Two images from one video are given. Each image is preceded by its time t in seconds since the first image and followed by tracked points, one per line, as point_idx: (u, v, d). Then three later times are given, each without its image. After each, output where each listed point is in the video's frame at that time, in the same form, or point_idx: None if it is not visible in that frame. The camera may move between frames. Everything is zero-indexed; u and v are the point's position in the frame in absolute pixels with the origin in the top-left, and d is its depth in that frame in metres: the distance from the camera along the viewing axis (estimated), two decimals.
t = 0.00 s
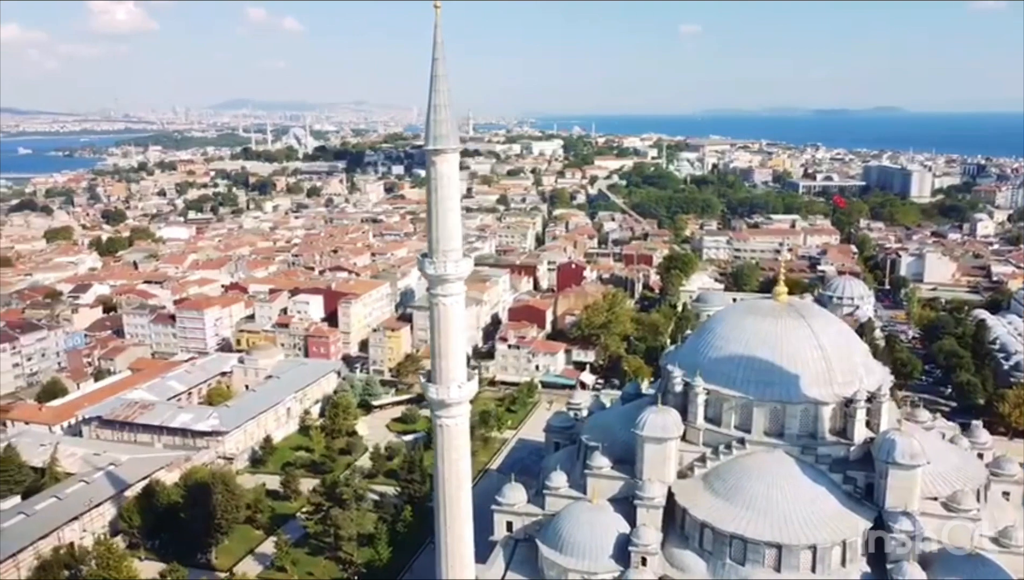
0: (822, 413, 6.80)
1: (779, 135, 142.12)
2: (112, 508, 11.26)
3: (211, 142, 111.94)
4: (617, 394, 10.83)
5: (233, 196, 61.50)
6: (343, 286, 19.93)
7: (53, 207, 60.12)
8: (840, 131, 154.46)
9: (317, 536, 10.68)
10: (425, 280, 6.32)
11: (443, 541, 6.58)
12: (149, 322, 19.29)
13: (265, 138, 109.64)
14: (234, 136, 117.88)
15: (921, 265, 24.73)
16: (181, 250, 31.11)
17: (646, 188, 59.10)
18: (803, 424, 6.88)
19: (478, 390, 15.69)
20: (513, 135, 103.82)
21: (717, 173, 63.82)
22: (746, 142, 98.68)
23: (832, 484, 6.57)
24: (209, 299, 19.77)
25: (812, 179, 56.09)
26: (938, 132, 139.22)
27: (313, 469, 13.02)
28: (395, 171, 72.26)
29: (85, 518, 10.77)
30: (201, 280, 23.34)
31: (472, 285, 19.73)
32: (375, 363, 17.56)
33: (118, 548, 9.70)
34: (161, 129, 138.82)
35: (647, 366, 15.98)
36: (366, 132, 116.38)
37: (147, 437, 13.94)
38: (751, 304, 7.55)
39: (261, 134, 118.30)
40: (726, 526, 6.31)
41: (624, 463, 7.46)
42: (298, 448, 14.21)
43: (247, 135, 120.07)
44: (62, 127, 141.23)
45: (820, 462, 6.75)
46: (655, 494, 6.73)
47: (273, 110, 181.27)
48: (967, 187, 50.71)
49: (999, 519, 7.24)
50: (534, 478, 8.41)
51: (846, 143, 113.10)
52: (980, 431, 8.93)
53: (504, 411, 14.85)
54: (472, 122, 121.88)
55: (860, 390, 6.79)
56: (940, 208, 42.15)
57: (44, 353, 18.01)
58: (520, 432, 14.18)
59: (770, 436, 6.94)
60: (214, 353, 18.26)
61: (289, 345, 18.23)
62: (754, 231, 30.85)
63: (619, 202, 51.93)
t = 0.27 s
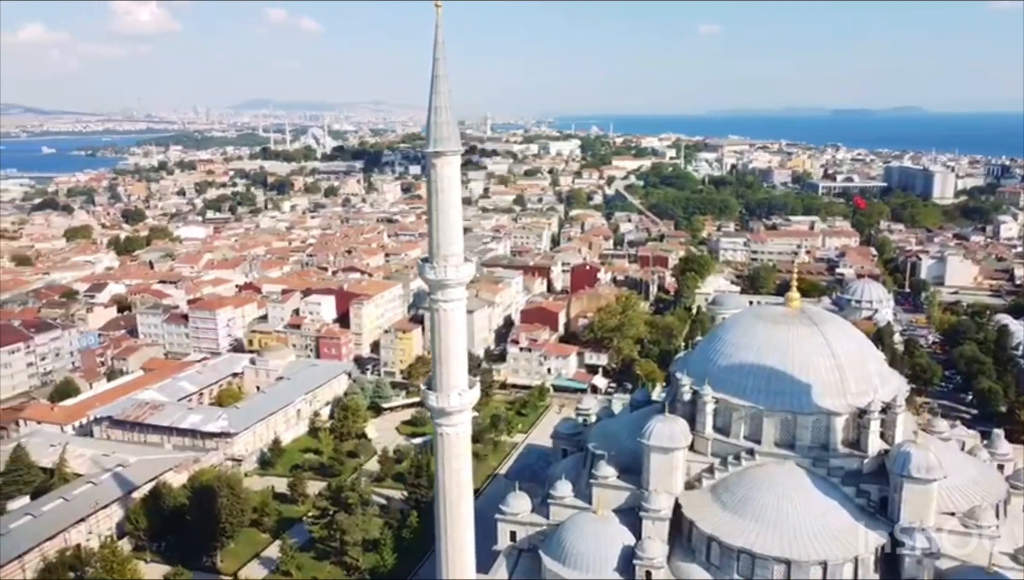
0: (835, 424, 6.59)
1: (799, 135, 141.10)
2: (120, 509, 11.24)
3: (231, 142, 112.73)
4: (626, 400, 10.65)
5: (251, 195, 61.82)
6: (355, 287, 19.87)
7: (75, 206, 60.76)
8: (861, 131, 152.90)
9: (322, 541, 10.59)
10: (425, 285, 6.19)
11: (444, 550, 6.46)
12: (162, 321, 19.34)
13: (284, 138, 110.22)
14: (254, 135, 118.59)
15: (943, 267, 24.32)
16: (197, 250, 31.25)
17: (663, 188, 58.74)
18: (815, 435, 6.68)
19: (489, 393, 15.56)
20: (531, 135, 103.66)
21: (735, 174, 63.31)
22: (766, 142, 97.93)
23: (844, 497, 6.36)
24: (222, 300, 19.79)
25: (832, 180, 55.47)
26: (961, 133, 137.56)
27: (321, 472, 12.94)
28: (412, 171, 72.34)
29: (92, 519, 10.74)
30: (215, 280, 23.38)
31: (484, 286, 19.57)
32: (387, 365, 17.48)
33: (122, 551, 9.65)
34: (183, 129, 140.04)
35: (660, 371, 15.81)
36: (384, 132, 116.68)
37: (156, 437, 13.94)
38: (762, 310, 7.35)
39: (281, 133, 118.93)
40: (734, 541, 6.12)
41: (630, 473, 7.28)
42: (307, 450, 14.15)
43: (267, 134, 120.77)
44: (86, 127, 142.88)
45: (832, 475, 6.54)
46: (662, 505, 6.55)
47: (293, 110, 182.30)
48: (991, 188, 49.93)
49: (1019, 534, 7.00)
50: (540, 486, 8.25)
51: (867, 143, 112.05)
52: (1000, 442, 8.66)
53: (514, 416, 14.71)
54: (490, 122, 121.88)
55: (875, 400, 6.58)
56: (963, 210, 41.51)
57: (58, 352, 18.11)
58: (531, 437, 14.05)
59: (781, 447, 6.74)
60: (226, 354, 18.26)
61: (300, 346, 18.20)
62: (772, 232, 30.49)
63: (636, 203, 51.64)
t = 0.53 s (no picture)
0: (847, 437, 6.40)
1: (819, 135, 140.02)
2: (127, 510, 11.20)
3: (250, 141, 113.48)
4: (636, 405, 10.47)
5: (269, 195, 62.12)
6: (367, 288, 19.81)
7: (96, 205, 61.35)
8: (883, 131, 151.32)
9: (327, 546, 10.50)
10: (425, 291, 6.06)
11: (444, 561, 6.32)
12: (175, 321, 19.38)
13: (302, 138, 110.77)
14: (273, 135, 119.28)
15: (964, 271, 23.88)
16: (213, 249, 31.38)
17: (681, 189, 58.36)
18: (826, 447, 6.49)
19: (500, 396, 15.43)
20: (549, 135, 103.42)
21: (754, 175, 62.78)
22: (786, 142, 97.14)
23: (856, 512, 6.16)
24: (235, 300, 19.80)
25: (852, 181, 54.83)
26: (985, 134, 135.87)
27: (328, 475, 12.86)
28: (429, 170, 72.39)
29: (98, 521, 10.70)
30: (229, 280, 23.42)
31: (497, 287, 19.43)
32: (398, 367, 17.41)
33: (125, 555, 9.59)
34: (203, 128, 141.08)
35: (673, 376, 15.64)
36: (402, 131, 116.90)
37: (166, 438, 13.93)
38: (773, 318, 7.19)
39: (300, 133, 119.41)
40: (742, 556, 5.93)
41: (637, 483, 7.11)
42: (316, 453, 14.08)
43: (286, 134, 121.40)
44: (108, 126, 144.41)
45: (844, 489, 6.34)
46: (667, 518, 6.37)
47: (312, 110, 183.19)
48: (1016, 190, 49.13)
49: None
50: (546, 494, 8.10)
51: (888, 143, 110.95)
52: (1020, 454, 8.40)
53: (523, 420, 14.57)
54: (508, 122, 121.83)
55: (889, 412, 6.38)
56: (986, 212, 40.85)
57: (72, 351, 18.21)
58: (541, 441, 13.91)
59: (791, 459, 6.55)
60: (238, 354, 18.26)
61: (312, 347, 18.16)
62: (790, 234, 30.12)
63: (653, 204, 51.31)
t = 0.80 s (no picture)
0: (859, 449, 6.22)
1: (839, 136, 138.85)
2: (133, 512, 11.16)
3: (270, 141, 114.16)
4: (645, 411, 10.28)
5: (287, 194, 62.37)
6: (379, 288, 19.73)
7: (116, 204, 61.91)
8: (905, 132, 149.62)
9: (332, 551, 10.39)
10: (425, 296, 5.93)
11: (442, 573, 6.16)
12: (187, 321, 19.40)
13: (321, 137, 111.23)
14: (292, 135, 119.89)
15: (986, 275, 23.45)
16: (229, 248, 31.49)
17: (699, 190, 57.94)
18: (837, 460, 6.31)
19: (511, 399, 15.29)
20: (567, 135, 103.14)
21: (773, 175, 62.21)
22: (806, 143, 96.25)
23: (868, 528, 5.97)
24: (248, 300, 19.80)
25: (873, 182, 54.19)
26: (1009, 135, 134.08)
27: (336, 478, 12.77)
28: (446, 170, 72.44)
29: (104, 523, 10.67)
30: (243, 280, 23.46)
31: (509, 289, 19.29)
32: (408, 369, 17.32)
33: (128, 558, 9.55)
34: (223, 128, 142.06)
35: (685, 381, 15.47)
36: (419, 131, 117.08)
37: (176, 439, 13.92)
38: (783, 324, 7.01)
39: (319, 132, 119.91)
40: (748, 572, 5.76)
41: (642, 494, 6.94)
42: (324, 456, 14.01)
43: (305, 133, 121.95)
44: (130, 126, 145.87)
45: (855, 503, 6.15)
46: (673, 531, 6.20)
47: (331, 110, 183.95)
48: None
49: None
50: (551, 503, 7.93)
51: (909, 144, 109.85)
52: None
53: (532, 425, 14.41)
54: (525, 123, 121.70)
55: (903, 424, 6.18)
56: (1009, 215, 40.18)
57: (86, 351, 18.28)
58: (551, 446, 13.76)
59: (800, 472, 6.37)
60: (249, 355, 18.23)
61: (323, 348, 18.10)
62: (808, 236, 29.73)
63: (670, 205, 50.98)
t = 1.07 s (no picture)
0: (870, 462, 6.06)
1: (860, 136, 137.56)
2: (140, 514, 11.13)
3: (289, 140, 114.76)
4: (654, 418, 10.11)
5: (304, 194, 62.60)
6: (391, 290, 19.66)
7: (136, 203, 62.43)
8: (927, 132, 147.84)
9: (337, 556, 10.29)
10: (423, 303, 5.78)
11: None
12: (200, 321, 19.42)
13: (339, 137, 111.59)
14: (311, 135, 120.44)
15: (1009, 278, 23.00)
16: (244, 248, 31.59)
17: (717, 190, 57.48)
18: (848, 473, 6.15)
19: (522, 402, 15.14)
20: (585, 135, 102.81)
21: (792, 176, 61.58)
22: (827, 144, 95.29)
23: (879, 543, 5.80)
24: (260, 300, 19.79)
25: (894, 183, 53.48)
26: None
27: (344, 481, 12.68)
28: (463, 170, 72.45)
29: (110, 525, 10.65)
30: (257, 280, 23.49)
31: (521, 290, 19.14)
32: (419, 371, 17.23)
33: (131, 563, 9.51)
34: (243, 127, 143.05)
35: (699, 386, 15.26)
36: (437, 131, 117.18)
37: (185, 440, 13.90)
38: (794, 332, 6.86)
39: (338, 132, 120.32)
40: None
41: (647, 505, 6.78)
42: (333, 458, 13.93)
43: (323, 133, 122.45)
44: (152, 126, 147.27)
45: (866, 518, 6.00)
46: (677, 545, 6.04)
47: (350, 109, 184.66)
48: None
49: None
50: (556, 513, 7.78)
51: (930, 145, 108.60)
52: None
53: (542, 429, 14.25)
54: (543, 123, 121.46)
55: (917, 436, 6.02)
56: None
57: (98, 350, 18.33)
58: (561, 450, 13.60)
59: (810, 485, 6.21)
60: (261, 356, 18.21)
61: (334, 349, 18.04)
62: (827, 238, 29.33)
63: (688, 205, 50.65)
